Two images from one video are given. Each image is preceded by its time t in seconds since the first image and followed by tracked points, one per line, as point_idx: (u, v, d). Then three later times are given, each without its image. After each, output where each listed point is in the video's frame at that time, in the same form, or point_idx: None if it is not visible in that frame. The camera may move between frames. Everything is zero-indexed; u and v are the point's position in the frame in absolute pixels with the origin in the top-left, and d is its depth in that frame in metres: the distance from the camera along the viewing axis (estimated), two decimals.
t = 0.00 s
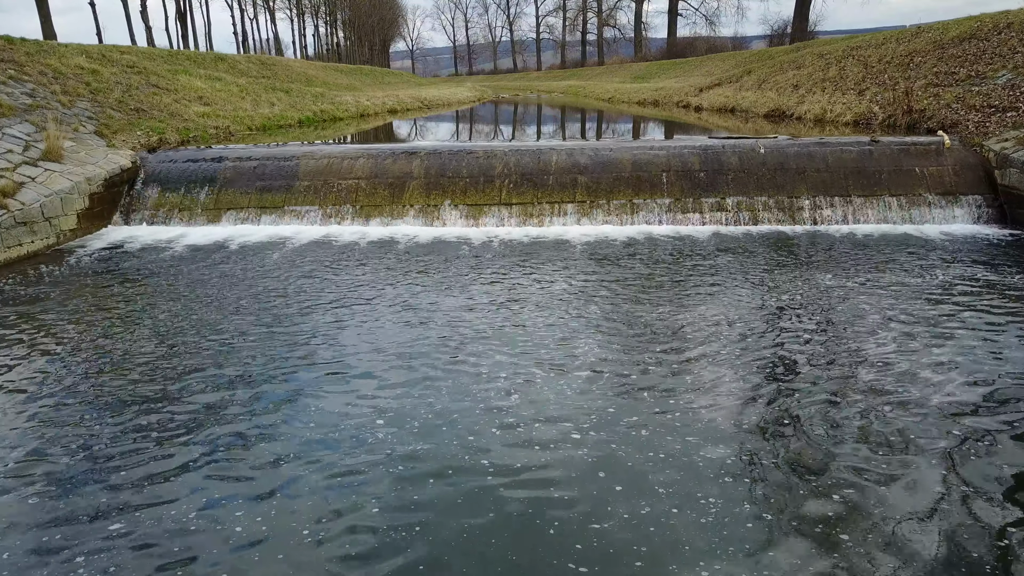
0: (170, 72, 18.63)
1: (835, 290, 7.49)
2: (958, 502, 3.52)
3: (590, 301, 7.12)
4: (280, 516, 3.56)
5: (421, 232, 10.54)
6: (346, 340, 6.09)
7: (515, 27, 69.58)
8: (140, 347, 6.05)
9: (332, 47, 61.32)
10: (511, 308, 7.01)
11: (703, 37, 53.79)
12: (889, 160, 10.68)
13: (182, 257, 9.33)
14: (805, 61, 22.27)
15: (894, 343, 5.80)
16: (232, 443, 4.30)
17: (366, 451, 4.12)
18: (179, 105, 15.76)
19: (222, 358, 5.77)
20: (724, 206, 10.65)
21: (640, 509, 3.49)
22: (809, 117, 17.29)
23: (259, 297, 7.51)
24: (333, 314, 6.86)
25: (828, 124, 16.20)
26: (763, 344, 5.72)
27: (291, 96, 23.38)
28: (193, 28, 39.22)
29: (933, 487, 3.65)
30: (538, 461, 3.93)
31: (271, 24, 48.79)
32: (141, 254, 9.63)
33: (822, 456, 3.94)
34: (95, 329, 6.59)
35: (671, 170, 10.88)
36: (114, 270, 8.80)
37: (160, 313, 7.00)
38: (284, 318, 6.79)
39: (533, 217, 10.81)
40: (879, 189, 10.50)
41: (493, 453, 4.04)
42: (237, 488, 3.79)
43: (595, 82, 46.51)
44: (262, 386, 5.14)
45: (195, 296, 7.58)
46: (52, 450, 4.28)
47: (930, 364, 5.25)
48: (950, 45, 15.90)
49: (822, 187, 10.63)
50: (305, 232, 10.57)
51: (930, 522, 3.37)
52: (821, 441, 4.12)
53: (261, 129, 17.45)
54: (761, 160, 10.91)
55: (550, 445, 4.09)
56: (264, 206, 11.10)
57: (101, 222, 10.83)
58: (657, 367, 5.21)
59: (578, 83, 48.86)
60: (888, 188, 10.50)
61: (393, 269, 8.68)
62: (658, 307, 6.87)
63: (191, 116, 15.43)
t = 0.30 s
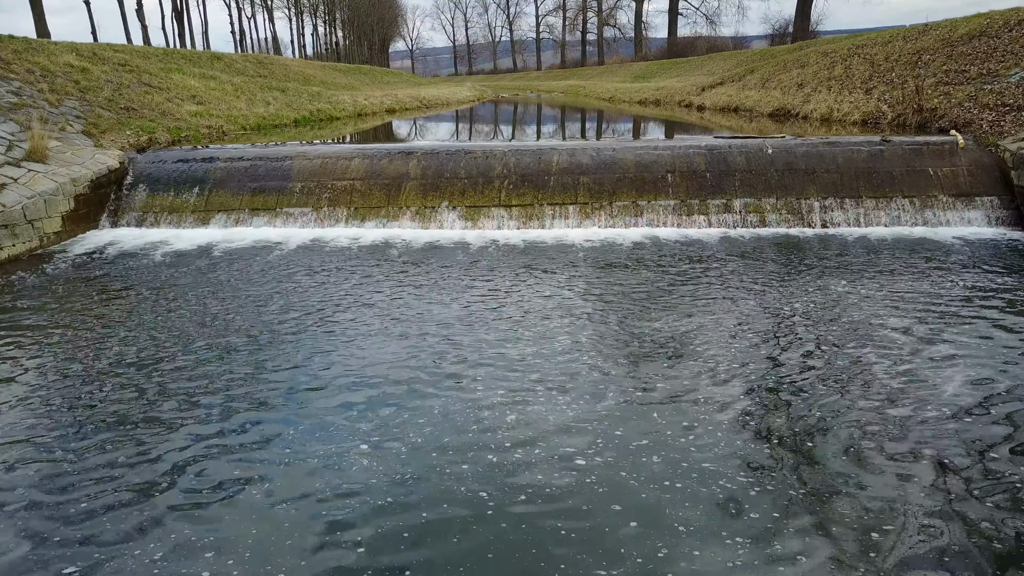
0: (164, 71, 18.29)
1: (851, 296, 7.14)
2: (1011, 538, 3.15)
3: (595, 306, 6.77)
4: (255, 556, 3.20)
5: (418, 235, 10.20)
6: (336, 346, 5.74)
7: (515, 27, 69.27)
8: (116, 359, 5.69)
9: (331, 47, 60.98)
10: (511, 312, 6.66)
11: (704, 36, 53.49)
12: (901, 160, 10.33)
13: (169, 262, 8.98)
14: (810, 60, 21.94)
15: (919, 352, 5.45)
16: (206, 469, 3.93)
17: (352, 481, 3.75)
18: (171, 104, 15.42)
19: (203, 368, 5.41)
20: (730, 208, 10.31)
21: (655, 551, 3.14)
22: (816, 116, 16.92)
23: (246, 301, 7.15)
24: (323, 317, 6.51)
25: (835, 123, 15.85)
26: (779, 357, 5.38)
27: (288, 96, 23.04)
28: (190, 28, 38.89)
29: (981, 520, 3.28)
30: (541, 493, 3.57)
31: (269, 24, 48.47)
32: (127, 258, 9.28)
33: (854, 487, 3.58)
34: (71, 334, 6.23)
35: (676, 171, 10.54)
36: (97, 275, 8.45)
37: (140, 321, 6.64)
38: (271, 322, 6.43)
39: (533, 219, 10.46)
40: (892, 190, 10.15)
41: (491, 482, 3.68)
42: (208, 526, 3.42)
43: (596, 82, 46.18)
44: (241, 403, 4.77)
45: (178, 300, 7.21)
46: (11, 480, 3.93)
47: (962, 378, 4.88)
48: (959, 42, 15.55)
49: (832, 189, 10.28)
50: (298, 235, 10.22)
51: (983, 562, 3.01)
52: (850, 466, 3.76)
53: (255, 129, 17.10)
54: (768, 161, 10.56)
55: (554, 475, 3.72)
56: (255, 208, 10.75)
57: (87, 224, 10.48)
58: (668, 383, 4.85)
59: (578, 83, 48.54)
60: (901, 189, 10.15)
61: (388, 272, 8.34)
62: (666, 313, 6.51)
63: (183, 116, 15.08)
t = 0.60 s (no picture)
0: (157, 69, 17.93)
1: (869, 303, 6.78)
2: None
3: (599, 312, 6.41)
4: None
5: (415, 238, 9.83)
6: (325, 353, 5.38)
7: (514, 27, 68.91)
8: (89, 363, 5.32)
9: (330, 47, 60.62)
10: (511, 315, 6.30)
11: (704, 36, 53.15)
12: (915, 161, 9.97)
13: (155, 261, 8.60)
14: (815, 59, 21.59)
15: (947, 364, 5.10)
16: (177, 496, 3.57)
17: (335, 517, 3.40)
18: (163, 103, 15.06)
19: (182, 375, 5.05)
20: (738, 210, 9.94)
21: None
22: (823, 114, 16.55)
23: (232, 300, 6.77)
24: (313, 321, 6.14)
25: (842, 123, 15.49)
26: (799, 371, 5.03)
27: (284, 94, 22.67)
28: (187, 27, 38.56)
29: None
30: (547, 534, 3.21)
31: (267, 23, 48.11)
32: (112, 259, 8.90)
33: (895, 529, 3.22)
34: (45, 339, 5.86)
35: (682, 172, 10.18)
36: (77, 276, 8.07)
37: (118, 319, 6.26)
38: (258, 324, 6.06)
39: (534, 221, 10.09)
40: (906, 192, 9.80)
41: (491, 519, 3.33)
42: (171, 567, 3.05)
43: (596, 82, 45.84)
44: (218, 417, 4.41)
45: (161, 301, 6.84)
46: None
47: (997, 397, 4.52)
48: (970, 40, 15.20)
49: (844, 190, 9.92)
50: (290, 238, 9.85)
51: None
52: (886, 502, 3.42)
53: (250, 129, 16.74)
54: (778, 161, 10.21)
55: (560, 512, 3.36)
56: (247, 209, 10.38)
57: (72, 227, 10.11)
58: (680, 402, 4.49)
59: (578, 83, 48.19)
60: (915, 191, 9.79)
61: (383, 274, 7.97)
62: (676, 321, 6.15)
63: (175, 115, 14.72)
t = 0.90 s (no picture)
0: (150, 69, 17.58)
1: (889, 315, 6.41)
2: None
3: (604, 328, 6.04)
4: None
5: (412, 244, 9.46)
6: (312, 377, 5.02)
7: (514, 27, 68.54)
8: (59, 385, 4.97)
9: (329, 47, 60.25)
10: (512, 331, 5.93)
11: (706, 36, 52.77)
12: (931, 164, 9.60)
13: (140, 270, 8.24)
14: (821, 58, 21.22)
15: (980, 383, 4.73)
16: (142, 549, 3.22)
17: (309, 575, 3.05)
18: (155, 103, 14.69)
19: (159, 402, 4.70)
20: (748, 215, 9.58)
21: None
22: (830, 114, 16.18)
23: (217, 315, 6.42)
24: (301, 339, 5.79)
25: (851, 124, 15.12)
26: (821, 392, 4.66)
27: (281, 94, 22.31)
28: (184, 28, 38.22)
29: None
30: None
31: (265, 22, 47.73)
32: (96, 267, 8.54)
33: None
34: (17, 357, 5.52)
35: (689, 176, 9.81)
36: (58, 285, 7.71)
37: (96, 336, 5.91)
38: (242, 342, 5.70)
39: (535, 226, 9.72)
40: (922, 197, 9.42)
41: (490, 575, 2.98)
42: None
43: (597, 82, 45.45)
44: (195, 450, 4.06)
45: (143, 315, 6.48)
46: None
47: None
48: (982, 40, 14.83)
49: (857, 195, 9.55)
50: (282, 244, 9.48)
51: None
52: (930, 551, 3.07)
53: (244, 129, 16.36)
54: (788, 164, 9.84)
55: (567, 567, 3.01)
56: (237, 214, 10.02)
57: (55, 232, 9.73)
58: (692, 430, 4.14)
59: (579, 83, 47.82)
60: (931, 195, 9.42)
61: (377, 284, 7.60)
62: (687, 336, 5.78)
63: (167, 116, 14.35)
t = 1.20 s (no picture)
0: (142, 70, 17.20)
1: (913, 334, 6.03)
2: None
3: (610, 352, 5.67)
4: None
5: (408, 254, 9.09)
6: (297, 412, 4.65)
7: (514, 27, 68.13)
8: (25, 420, 4.60)
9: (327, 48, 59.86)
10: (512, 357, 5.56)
11: (707, 36, 52.39)
12: (948, 171, 9.23)
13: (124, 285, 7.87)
14: (826, 59, 20.85)
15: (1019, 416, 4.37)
16: None
17: None
18: (145, 106, 14.31)
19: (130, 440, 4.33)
20: (758, 224, 9.20)
21: None
22: (838, 117, 15.80)
23: (199, 337, 6.05)
24: (287, 366, 5.42)
25: (861, 127, 14.73)
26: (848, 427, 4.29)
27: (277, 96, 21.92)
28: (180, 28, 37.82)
29: None
30: None
31: (263, 22, 47.30)
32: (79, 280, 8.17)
33: None
34: None
35: (697, 183, 9.43)
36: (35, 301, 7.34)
37: (69, 361, 5.53)
38: (224, 369, 5.33)
39: (537, 236, 9.34)
40: (939, 205, 9.05)
41: None
42: None
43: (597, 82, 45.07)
44: (165, 502, 3.69)
45: (121, 336, 6.12)
46: None
47: None
48: (994, 40, 14.45)
49: (872, 203, 9.17)
50: (273, 254, 9.11)
51: None
52: None
53: (238, 132, 15.98)
54: (799, 171, 9.45)
55: None
56: (227, 222, 9.64)
57: (37, 242, 9.36)
58: (710, 477, 3.77)
59: (579, 83, 47.42)
60: (949, 204, 9.04)
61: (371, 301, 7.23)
62: (699, 361, 5.41)
63: (158, 119, 13.96)
